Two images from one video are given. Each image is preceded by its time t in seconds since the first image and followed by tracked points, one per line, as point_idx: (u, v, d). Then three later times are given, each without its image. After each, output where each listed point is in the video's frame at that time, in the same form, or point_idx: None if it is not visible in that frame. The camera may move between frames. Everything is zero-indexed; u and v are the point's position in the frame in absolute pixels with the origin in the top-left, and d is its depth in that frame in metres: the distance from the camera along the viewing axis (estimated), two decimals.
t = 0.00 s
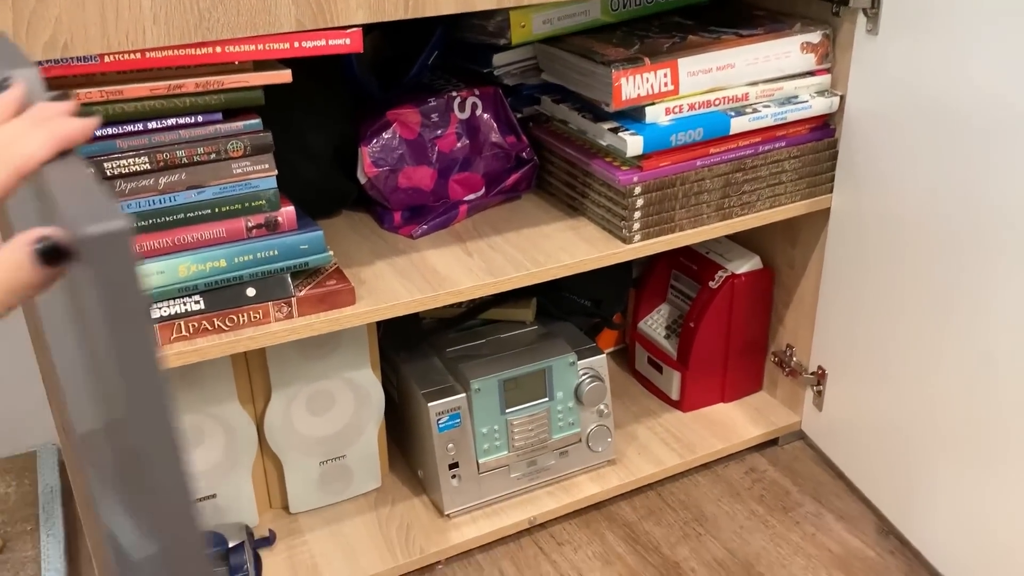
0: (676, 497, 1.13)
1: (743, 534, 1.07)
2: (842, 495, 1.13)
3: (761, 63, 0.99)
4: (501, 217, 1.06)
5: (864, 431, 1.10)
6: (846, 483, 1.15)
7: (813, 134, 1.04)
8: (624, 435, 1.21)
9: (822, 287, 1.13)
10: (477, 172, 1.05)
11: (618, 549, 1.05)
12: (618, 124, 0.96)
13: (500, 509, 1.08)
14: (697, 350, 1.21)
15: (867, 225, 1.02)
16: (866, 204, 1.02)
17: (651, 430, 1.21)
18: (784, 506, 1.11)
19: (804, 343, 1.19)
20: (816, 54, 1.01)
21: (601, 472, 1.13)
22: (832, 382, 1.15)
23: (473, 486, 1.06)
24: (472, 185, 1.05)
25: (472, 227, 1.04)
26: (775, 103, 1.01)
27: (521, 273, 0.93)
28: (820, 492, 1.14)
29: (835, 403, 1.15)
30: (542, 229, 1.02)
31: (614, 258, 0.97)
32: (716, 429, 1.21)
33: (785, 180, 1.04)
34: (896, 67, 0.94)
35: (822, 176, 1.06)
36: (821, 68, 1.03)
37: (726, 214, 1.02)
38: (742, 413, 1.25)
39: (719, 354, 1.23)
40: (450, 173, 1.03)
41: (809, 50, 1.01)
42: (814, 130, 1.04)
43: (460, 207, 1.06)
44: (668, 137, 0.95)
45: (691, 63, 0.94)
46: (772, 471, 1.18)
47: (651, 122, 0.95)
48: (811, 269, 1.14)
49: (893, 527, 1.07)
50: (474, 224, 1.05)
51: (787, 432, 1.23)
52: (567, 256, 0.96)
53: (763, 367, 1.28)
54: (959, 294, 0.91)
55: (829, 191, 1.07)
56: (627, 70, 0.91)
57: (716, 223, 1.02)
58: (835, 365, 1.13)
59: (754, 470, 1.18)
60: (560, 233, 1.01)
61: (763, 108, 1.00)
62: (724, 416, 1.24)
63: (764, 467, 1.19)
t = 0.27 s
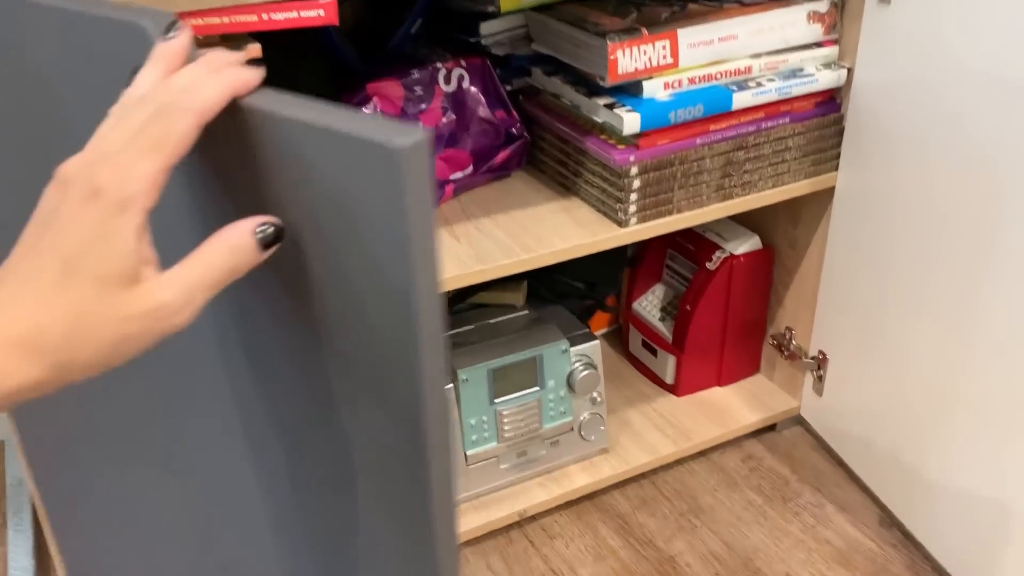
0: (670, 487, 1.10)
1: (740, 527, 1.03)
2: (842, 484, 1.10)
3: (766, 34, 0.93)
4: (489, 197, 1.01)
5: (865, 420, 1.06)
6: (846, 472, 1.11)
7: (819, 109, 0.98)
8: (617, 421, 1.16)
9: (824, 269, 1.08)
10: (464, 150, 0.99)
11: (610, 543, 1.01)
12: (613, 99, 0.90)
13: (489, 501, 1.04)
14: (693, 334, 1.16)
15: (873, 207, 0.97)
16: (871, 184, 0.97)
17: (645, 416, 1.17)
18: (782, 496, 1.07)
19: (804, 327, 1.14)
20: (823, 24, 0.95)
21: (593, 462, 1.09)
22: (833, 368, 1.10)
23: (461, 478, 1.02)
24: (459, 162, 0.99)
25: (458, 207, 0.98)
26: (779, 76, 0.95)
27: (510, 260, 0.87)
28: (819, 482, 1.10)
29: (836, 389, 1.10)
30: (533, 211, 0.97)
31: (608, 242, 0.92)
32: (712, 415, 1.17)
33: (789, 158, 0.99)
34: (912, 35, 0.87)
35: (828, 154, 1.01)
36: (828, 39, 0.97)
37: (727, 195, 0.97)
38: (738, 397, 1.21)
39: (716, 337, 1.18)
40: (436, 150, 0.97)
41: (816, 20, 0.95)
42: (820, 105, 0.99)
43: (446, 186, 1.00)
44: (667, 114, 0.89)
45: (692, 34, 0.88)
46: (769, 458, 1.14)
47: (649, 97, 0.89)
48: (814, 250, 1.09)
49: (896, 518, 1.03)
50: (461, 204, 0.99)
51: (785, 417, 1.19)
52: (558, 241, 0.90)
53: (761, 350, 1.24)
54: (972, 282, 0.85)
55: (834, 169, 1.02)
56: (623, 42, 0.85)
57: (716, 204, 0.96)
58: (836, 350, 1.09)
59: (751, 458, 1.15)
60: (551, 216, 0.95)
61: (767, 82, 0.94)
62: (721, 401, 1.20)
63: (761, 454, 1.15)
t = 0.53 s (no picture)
0: (645, 491, 1.05)
1: (717, 535, 0.98)
2: (824, 488, 1.05)
3: (750, 14, 0.86)
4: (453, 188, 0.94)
5: (847, 423, 1.01)
6: (828, 474, 1.07)
7: (806, 95, 0.92)
8: (590, 420, 1.11)
9: (808, 263, 1.02)
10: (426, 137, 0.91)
11: (581, 553, 0.97)
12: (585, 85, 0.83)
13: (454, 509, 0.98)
14: (670, 329, 1.11)
15: (859, 201, 0.91)
16: (859, 176, 0.91)
17: (620, 415, 1.12)
18: (762, 501, 1.03)
19: (787, 322, 1.09)
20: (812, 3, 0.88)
21: (564, 465, 1.04)
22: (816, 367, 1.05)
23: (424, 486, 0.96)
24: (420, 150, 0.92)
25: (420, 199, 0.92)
26: (764, 60, 0.89)
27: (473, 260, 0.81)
28: (800, 485, 1.05)
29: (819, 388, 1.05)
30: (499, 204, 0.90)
31: (580, 239, 0.86)
32: (690, 413, 1.12)
33: (773, 147, 0.92)
34: (910, 12, 0.79)
35: (814, 142, 0.95)
36: (817, 19, 0.91)
37: (706, 187, 0.91)
38: (717, 394, 1.16)
39: (695, 332, 1.13)
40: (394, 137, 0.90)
41: None
42: (807, 90, 0.92)
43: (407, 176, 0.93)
44: (642, 101, 0.82)
45: (670, 15, 0.81)
46: (748, 459, 1.10)
47: (624, 83, 0.82)
48: (798, 243, 1.03)
49: (879, 525, 0.99)
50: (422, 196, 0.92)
51: (766, 416, 1.14)
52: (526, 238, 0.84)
53: (741, 344, 1.18)
54: (973, 284, 0.79)
55: (821, 159, 0.96)
56: (596, 23, 0.78)
57: (694, 196, 0.90)
58: (819, 349, 1.03)
59: (730, 459, 1.10)
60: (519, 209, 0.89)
61: (750, 67, 0.87)
62: (699, 399, 1.15)
63: (740, 455, 1.10)
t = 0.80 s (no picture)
0: (611, 501, 1.01)
1: (684, 549, 0.95)
2: (796, 498, 1.02)
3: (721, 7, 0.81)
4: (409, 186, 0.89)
5: (819, 432, 0.97)
6: (800, 484, 1.03)
7: (779, 92, 0.88)
8: (556, 426, 1.07)
9: (782, 267, 0.98)
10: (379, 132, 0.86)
11: (543, 567, 0.93)
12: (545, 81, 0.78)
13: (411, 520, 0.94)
14: (640, 333, 1.07)
15: (831, 204, 0.87)
16: (832, 179, 0.86)
17: (587, 421, 1.08)
18: (731, 512, 1.00)
19: (760, 327, 1.05)
20: None
21: (528, 474, 1.00)
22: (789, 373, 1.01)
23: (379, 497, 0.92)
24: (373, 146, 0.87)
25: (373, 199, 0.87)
26: (735, 55, 0.84)
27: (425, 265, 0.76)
28: (771, 495, 1.02)
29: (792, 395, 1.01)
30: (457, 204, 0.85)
31: (539, 243, 0.81)
32: (659, 419, 1.08)
33: (745, 147, 0.88)
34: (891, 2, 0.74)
35: (788, 141, 0.90)
36: (793, 12, 0.86)
37: (674, 188, 0.86)
38: (688, 399, 1.12)
39: (665, 335, 1.09)
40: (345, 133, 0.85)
41: None
42: (781, 87, 0.88)
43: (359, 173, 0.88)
44: (606, 99, 0.78)
45: (636, 8, 0.76)
46: (719, 467, 1.06)
47: (586, 79, 0.77)
48: (773, 245, 0.99)
49: (852, 539, 0.96)
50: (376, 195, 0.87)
51: (738, 422, 1.10)
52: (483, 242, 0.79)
53: (714, 347, 1.15)
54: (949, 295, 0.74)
55: (795, 158, 0.92)
56: (556, 15, 0.73)
57: (662, 198, 0.86)
58: (791, 355, 1.00)
59: (700, 467, 1.06)
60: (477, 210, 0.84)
61: (721, 62, 0.83)
62: (670, 403, 1.11)
63: (711, 462, 1.07)
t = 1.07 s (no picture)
0: (579, 494, 1.00)
1: (650, 543, 0.93)
2: (766, 493, 1.00)
3: None
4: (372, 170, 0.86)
5: (790, 427, 0.95)
6: (771, 478, 1.02)
7: (753, 78, 0.85)
8: (525, 417, 1.05)
9: (755, 257, 0.96)
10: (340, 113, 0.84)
11: (506, 560, 0.91)
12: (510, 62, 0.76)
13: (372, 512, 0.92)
14: (611, 323, 1.04)
15: (804, 194, 0.85)
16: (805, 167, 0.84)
17: (557, 412, 1.06)
18: (700, 507, 0.98)
19: (733, 318, 1.03)
20: None
21: (494, 466, 0.98)
22: (761, 366, 0.99)
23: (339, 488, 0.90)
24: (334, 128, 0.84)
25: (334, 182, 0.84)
26: (708, 39, 0.82)
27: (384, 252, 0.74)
28: (741, 490, 1.00)
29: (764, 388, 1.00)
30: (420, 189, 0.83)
31: (503, 230, 0.79)
32: (630, 411, 1.06)
33: (716, 134, 0.86)
34: None
35: (762, 129, 0.88)
36: None
37: (644, 176, 0.84)
38: (660, 391, 1.10)
39: (638, 325, 1.07)
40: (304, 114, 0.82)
41: None
42: (754, 73, 0.86)
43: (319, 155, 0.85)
44: (572, 82, 0.75)
45: None
46: (689, 460, 1.05)
47: (552, 62, 0.75)
48: (747, 235, 0.97)
49: (821, 536, 0.94)
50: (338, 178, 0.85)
51: (710, 414, 1.09)
52: (445, 228, 0.77)
53: (688, 339, 1.13)
54: (916, 292, 0.72)
55: (769, 147, 0.89)
56: None
57: (630, 185, 0.84)
58: (764, 348, 0.98)
59: (670, 460, 1.05)
60: (440, 195, 0.82)
61: (692, 46, 0.81)
62: (642, 395, 1.10)
63: (682, 455, 1.05)
